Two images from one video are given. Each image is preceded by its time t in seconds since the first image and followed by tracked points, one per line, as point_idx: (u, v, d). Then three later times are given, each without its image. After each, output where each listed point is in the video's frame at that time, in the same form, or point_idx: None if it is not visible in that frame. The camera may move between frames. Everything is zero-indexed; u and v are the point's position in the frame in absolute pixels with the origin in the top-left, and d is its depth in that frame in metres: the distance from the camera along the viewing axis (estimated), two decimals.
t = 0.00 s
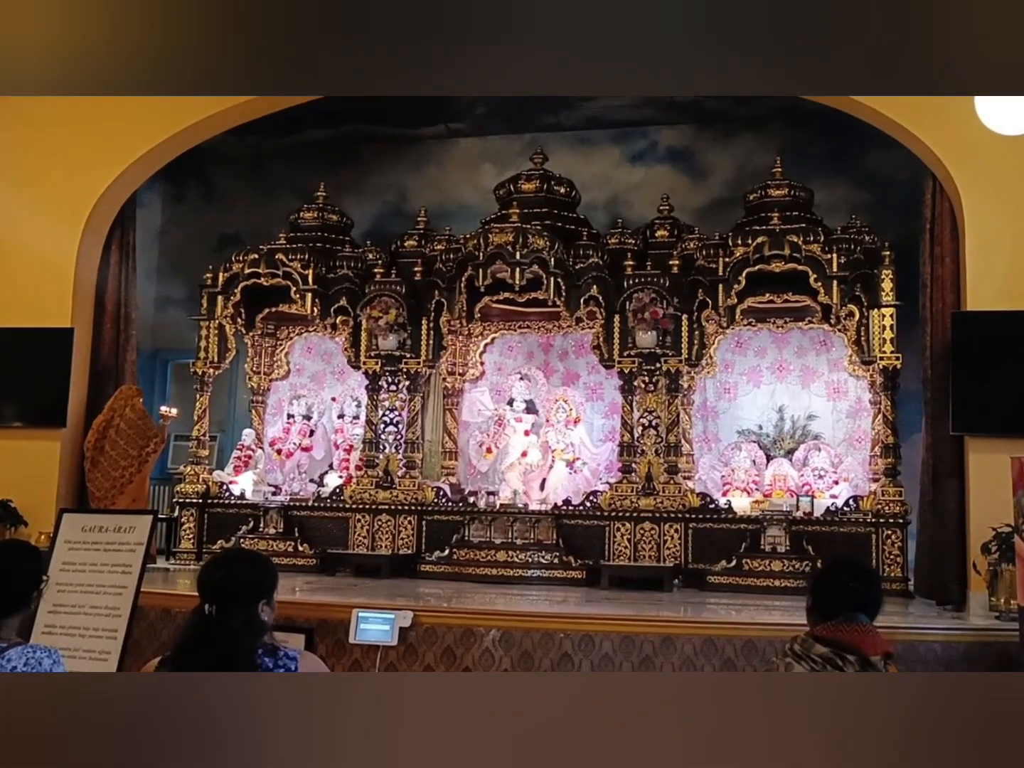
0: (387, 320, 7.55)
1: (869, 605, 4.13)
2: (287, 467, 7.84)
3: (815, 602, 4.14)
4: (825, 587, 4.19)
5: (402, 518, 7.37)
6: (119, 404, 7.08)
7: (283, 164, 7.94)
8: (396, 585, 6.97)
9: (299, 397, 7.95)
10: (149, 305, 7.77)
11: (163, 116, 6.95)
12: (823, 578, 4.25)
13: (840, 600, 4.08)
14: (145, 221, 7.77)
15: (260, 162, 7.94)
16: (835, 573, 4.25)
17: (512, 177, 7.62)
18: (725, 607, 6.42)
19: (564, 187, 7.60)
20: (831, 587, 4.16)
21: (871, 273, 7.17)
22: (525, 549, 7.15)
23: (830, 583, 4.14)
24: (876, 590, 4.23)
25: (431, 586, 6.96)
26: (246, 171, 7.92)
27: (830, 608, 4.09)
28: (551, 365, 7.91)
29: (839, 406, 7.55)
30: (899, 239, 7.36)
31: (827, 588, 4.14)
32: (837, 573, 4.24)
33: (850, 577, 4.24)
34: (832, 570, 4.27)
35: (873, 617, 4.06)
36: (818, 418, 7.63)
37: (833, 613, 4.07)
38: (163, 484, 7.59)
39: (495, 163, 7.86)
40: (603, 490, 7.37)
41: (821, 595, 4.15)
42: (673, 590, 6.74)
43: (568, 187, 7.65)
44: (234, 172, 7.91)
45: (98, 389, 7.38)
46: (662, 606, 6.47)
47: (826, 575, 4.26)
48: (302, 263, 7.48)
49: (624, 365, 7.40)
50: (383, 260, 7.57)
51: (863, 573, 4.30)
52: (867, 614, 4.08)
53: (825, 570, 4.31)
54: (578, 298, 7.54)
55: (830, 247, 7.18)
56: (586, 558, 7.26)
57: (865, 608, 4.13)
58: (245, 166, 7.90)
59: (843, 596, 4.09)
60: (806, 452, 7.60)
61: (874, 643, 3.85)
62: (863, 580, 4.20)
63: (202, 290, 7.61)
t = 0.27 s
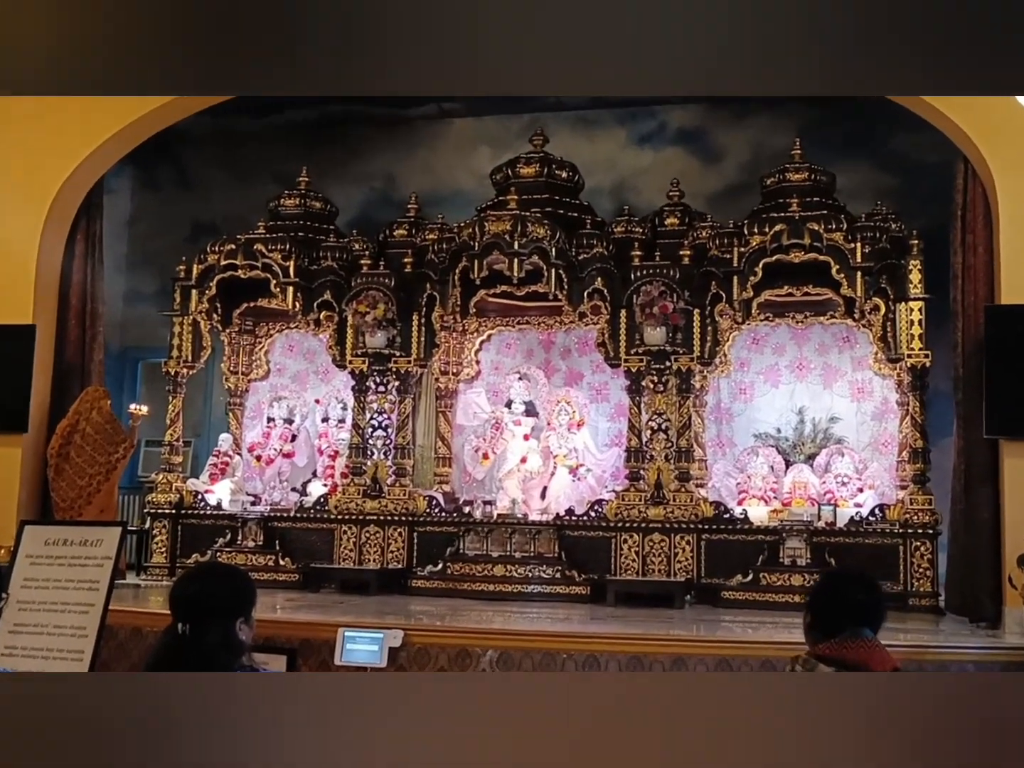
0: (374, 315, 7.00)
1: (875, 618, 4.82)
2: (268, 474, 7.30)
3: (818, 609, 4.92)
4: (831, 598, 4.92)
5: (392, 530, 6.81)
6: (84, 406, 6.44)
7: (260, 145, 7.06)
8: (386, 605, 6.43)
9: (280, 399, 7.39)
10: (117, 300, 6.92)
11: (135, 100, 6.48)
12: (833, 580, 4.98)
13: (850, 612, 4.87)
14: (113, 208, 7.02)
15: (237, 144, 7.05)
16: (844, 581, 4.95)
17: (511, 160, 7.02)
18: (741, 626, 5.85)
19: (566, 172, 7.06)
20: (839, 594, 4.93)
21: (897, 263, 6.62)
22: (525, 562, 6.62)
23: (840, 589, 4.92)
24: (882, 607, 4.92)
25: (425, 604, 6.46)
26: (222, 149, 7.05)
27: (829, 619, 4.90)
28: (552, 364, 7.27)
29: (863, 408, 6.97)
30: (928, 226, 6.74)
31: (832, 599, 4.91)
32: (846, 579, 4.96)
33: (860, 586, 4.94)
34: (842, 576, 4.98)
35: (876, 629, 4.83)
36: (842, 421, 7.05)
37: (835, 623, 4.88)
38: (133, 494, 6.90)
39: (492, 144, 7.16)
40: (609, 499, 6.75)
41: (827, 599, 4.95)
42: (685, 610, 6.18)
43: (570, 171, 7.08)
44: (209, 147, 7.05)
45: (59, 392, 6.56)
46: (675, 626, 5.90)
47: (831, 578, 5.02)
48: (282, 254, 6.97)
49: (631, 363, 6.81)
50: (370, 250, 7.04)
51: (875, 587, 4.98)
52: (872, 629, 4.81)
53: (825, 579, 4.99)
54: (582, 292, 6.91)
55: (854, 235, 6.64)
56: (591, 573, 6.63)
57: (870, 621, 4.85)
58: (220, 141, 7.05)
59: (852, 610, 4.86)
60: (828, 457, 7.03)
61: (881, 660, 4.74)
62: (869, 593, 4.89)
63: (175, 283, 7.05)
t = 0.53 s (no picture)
0: (356, 307, 6.40)
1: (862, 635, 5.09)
2: (239, 481, 6.63)
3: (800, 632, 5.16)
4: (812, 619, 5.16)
5: (375, 542, 6.20)
6: (36, 407, 5.91)
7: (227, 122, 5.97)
8: (368, 626, 5.83)
9: (252, 399, 6.74)
10: (71, 288, 6.06)
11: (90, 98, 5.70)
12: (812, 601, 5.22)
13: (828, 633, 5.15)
14: (68, 183, 6.04)
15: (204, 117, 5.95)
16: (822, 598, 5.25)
17: (506, 136, 6.07)
18: (761, 649, 5.25)
19: (567, 150, 6.16)
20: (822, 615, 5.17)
21: (931, 248, 5.96)
22: (522, 577, 6.02)
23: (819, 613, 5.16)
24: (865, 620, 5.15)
25: (412, 623, 5.89)
26: (188, 125, 5.97)
27: (820, 641, 5.13)
28: (551, 360, 6.57)
29: (893, 408, 6.14)
30: (967, 212, 5.86)
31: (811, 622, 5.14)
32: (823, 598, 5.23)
33: (837, 601, 5.23)
34: (820, 593, 5.26)
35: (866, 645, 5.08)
36: (870, 423, 6.19)
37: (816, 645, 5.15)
38: (88, 503, 6.12)
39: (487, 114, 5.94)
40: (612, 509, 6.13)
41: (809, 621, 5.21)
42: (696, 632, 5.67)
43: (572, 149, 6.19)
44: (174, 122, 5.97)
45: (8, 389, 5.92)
46: (688, 648, 5.32)
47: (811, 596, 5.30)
48: (256, 239, 6.45)
49: (638, 359, 6.24)
50: (351, 235, 6.44)
51: (851, 592, 5.28)
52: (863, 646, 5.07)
53: (802, 597, 5.24)
54: (584, 281, 6.37)
55: (883, 218, 6.03)
56: (594, 589, 6.01)
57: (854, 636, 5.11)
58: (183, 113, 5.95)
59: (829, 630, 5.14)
60: (855, 462, 6.21)
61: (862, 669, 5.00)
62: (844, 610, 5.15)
63: (135, 270, 6.33)
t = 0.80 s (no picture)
0: (330, 297, 5.92)
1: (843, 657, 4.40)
2: (203, 487, 6.09)
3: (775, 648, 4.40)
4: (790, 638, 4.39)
5: (352, 554, 5.68)
6: None
7: (188, 97, 5.21)
8: (343, 645, 5.25)
9: (217, 397, 6.24)
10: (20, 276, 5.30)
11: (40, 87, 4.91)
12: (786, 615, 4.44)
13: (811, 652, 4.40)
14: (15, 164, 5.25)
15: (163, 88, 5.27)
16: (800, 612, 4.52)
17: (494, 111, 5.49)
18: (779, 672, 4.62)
19: (561, 126, 5.62)
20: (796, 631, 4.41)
21: (959, 235, 5.39)
22: (512, 594, 5.42)
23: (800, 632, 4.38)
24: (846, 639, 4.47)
25: (390, 644, 5.26)
26: (149, 101, 5.24)
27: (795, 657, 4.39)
28: (545, 355, 5.94)
29: (916, 410, 5.52)
30: (997, 194, 5.20)
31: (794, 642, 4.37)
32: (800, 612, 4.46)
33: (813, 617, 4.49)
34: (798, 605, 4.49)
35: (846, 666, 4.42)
36: (891, 425, 5.59)
37: (793, 660, 4.44)
38: (37, 512, 5.48)
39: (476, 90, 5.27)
40: (611, 519, 5.49)
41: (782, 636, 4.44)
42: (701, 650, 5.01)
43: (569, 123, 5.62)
44: (132, 104, 5.21)
45: None
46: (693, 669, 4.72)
47: (788, 615, 4.56)
48: (221, 222, 5.96)
49: (639, 355, 5.62)
50: (326, 218, 5.94)
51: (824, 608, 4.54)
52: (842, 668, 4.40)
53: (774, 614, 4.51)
54: (580, 270, 5.82)
55: (907, 202, 5.47)
56: (592, 609, 5.37)
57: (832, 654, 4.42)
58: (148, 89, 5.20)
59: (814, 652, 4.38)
60: (875, 468, 5.65)
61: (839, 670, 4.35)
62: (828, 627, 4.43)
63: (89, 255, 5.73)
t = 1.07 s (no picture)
0: (326, 295, 5.81)
1: (808, 656, 3.97)
2: (198, 484, 6.10)
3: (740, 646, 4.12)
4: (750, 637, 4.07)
5: (346, 551, 5.66)
6: None
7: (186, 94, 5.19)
8: (338, 641, 5.24)
9: (213, 395, 6.25)
10: (16, 274, 5.12)
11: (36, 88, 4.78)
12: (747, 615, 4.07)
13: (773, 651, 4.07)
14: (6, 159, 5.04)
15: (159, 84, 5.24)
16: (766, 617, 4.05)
17: (491, 108, 5.71)
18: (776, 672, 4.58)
19: (558, 123, 5.84)
20: (761, 629, 4.07)
21: (955, 234, 5.37)
22: (508, 591, 5.42)
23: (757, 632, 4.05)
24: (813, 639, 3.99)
25: (385, 641, 5.24)
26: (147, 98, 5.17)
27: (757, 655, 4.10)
28: (540, 353, 6.02)
29: (911, 409, 5.58)
30: (992, 195, 5.15)
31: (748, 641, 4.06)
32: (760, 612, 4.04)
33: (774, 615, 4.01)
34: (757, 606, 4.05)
35: (812, 666, 4.02)
36: (885, 425, 5.66)
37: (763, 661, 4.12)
38: (33, 509, 5.41)
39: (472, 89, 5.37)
40: (607, 517, 5.48)
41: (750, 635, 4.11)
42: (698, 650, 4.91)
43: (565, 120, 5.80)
44: (131, 104, 5.14)
45: None
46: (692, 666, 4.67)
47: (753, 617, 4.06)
48: (217, 219, 5.88)
49: (635, 354, 5.55)
50: (322, 215, 5.88)
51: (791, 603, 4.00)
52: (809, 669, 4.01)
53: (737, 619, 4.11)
54: (577, 270, 5.71)
55: (902, 201, 5.42)
56: (588, 605, 5.37)
57: (798, 656, 4.05)
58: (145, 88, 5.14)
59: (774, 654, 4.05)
60: (870, 467, 5.66)
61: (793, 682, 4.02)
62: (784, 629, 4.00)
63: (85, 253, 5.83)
